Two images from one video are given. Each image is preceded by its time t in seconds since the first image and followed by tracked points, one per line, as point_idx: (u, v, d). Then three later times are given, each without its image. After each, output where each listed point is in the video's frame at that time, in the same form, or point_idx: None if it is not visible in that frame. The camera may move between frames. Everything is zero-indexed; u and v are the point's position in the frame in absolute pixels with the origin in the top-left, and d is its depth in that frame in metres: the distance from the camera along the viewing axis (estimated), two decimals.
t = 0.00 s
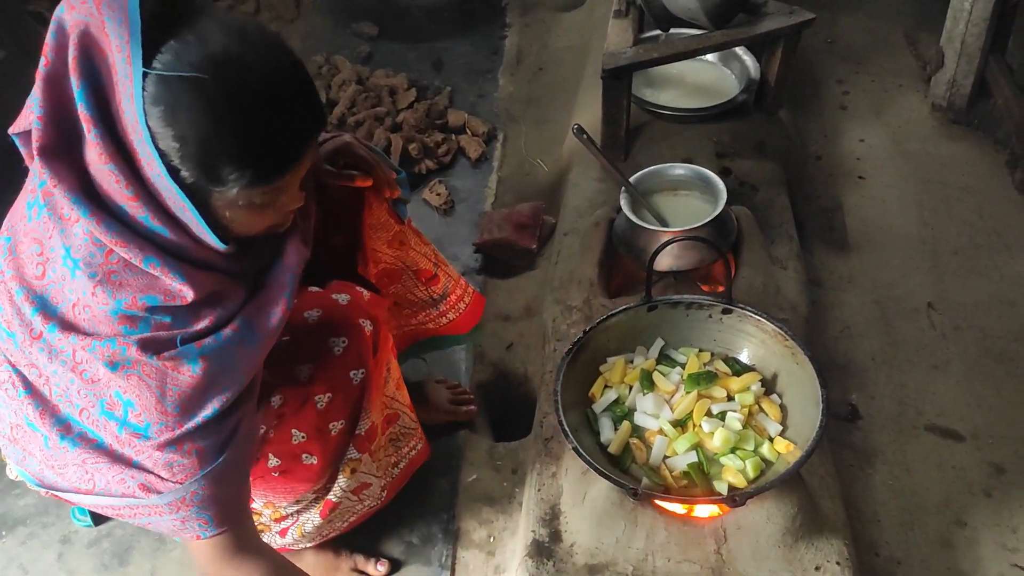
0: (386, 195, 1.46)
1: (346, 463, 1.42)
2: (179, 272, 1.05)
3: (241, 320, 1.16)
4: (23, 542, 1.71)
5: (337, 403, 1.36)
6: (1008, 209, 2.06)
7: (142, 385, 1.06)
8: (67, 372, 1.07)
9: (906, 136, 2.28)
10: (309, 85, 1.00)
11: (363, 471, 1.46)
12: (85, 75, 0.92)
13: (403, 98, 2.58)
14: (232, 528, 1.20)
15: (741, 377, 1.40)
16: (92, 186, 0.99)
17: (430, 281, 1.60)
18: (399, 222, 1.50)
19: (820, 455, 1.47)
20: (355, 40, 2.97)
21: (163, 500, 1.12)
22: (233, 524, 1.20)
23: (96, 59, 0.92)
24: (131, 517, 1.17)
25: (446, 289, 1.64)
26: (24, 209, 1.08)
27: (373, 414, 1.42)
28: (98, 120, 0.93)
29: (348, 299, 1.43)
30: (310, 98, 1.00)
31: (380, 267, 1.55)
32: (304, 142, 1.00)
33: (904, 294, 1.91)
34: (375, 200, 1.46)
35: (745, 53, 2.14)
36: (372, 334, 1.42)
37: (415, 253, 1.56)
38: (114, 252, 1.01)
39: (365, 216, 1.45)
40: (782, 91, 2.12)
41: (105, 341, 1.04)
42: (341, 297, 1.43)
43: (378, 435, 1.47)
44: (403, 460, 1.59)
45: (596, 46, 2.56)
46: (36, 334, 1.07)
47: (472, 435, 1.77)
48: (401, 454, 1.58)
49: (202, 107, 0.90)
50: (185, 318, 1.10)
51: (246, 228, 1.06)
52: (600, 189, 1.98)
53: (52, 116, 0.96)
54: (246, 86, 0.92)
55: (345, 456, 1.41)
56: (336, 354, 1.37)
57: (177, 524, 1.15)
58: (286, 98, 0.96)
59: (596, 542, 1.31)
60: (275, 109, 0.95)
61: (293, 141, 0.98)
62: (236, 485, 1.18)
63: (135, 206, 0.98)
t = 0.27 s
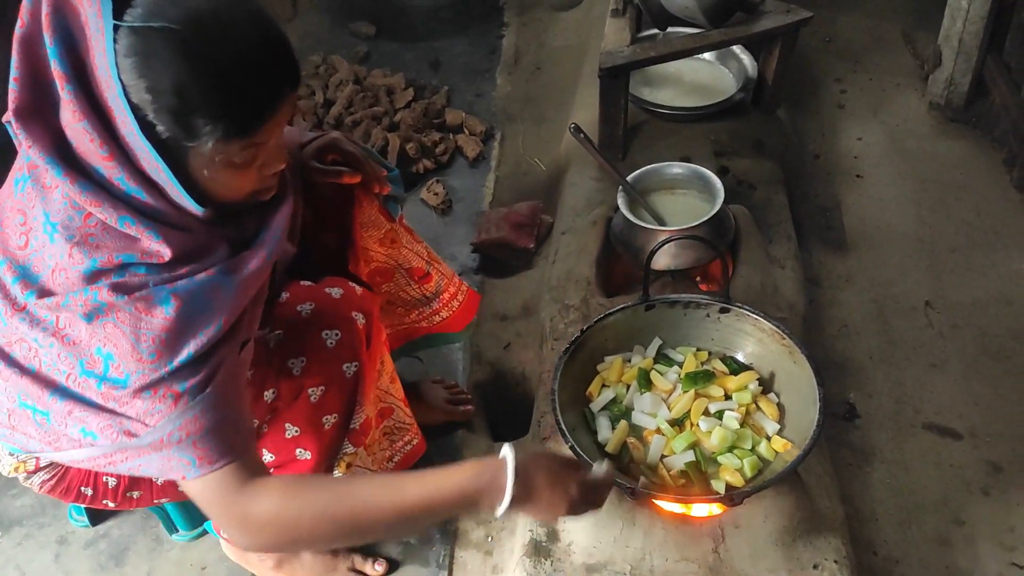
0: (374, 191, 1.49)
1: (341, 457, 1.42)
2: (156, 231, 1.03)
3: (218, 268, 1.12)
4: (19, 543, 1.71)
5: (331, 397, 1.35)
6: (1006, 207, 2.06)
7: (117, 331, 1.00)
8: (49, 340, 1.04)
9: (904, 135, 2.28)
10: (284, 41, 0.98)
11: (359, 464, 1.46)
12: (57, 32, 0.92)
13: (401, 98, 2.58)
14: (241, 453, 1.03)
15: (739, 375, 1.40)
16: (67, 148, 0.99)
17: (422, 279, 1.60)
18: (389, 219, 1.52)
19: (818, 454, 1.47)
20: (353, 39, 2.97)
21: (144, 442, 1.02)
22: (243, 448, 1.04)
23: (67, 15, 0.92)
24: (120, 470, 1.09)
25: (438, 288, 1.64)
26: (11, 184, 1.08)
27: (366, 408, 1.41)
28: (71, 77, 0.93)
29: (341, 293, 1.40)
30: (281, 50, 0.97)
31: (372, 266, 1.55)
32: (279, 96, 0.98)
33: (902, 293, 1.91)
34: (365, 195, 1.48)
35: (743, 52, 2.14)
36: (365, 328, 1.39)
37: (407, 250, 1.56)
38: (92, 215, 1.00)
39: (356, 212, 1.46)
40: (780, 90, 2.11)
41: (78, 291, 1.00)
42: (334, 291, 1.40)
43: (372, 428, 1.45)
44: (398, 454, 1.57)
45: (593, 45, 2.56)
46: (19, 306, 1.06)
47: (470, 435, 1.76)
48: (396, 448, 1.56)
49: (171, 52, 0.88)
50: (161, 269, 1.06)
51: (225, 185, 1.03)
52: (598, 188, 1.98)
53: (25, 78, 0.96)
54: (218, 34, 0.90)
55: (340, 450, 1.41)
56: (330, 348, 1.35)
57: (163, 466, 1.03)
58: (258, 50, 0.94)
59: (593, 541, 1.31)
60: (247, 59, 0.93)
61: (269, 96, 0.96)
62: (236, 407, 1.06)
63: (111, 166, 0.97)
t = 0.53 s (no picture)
0: (369, 187, 1.48)
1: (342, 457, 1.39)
2: (163, 200, 1.03)
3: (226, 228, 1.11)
4: (20, 543, 1.71)
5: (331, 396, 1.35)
6: (1006, 206, 2.06)
7: (134, 296, 1.01)
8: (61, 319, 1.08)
9: (904, 134, 2.28)
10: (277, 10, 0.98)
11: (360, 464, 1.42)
12: (54, 7, 0.94)
13: (401, 97, 2.58)
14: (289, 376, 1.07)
15: (739, 375, 1.40)
16: (69, 125, 1.01)
17: (420, 278, 1.60)
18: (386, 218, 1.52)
19: (818, 453, 1.47)
20: (353, 39, 2.97)
21: (171, 395, 1.09)
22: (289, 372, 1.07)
23: None
24: (148, 425, 1.17)
25: (437, 287, 1.64)
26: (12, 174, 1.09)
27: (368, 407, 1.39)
28: (68, 50, 0.94)
29: (342, 291, 1.39)
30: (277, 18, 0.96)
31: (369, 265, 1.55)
32: (277, 64, 0.97)
33: (902, 292, 1.91)
34: (362, 193, 1.47)
35: (742, 52, 2.14)
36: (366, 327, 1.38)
37: (405, 249, 1.56)
38: (97, 190, 1.01)
39: (354, 210, 1.46)
40: (779, 89, 2.11)
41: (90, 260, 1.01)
42: (335, 289, 1.39)
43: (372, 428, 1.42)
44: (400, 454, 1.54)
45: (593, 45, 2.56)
46: (26, 289, 1.09)
47: (470, 434, 1.76)
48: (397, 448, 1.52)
49: (167, 19, 0.88)
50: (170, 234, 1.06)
51: (228, 157, 1.03)
52: (598, 188, 1.98)
53: (25, 57, 0.97)
54: None
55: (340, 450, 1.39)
56: (330, 346, 1.34)
57: (194, 413, 1.11)
58: (253, 16, 0.93)
59: (593, 540, 1.31)
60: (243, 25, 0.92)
61: (266, 62, 0.95)
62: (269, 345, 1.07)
63: (113, 138, 0.99)
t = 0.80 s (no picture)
0: (371, 183, 1.50)
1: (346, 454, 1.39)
2: (179, 213, 1.02)
3: (243, 241, 1.11)
4: (20, 542, 1.71)
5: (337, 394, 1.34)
6: (1006, 205, 2.06)
7: (153, 310, 1.02)
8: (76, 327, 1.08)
9: (904, 133, 2.28)
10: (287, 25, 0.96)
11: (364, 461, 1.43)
12: (65, 20, 0.91)
13: (400, 96, 2.58)
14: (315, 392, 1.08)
15: (739, 374, 1.40)
16: (82, 138, 0.98)
17: (421, 274, 1.60)
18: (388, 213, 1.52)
19: (819, 452, 1.47)
20: (353, 38, 2.97)
21: (188, 412, 1.09)
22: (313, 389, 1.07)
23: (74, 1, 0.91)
24: (162, 441, 1.17)
25: (437, 283, 1.63)
26: (19, 181, 1.08)
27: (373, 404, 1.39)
28: (82, 66, 0.92)
29: (346, 289, 1.39)
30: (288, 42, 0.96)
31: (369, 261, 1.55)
32: (286, 86, 0.96)
33: (903, 291, 1.91)
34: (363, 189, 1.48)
35: (743, 50, 2.14)
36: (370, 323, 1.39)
37: (406, 246, 1.56)
38: (111, 204, 0.99)
39: (354, 205, 1.46)
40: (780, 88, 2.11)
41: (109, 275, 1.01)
42: (339, 287, 1.39)
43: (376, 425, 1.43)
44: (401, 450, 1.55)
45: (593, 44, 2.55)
46: (37, 299, 1.09)
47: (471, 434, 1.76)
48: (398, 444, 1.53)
49: (178, 41, 0.86)
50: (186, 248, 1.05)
51: (236, 173, 1.02)
52: (597, 187, 1.98)
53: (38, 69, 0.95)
54: (222, 19, 0.88)
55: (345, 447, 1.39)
56: (335, 343, 1.35)
57: (210, 430, 1.10)
58: (264, 36, 0.92)
59: (593, 540, 1.31)
60: (253, 45, 0.91)
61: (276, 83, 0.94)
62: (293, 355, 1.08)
63: (127, 154, 0.97)
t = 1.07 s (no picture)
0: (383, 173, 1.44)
1: (352, 460, 1.43)
2: (203, 259, 1.05)
3: (260, 308, 1.17)
4: (21, 542, 1.70)
5: (346, 402, 1.37)
6: (1009, 203, 2.06)
7: (163, 372, 1.06)
8: (80, 362, 1.08)
9: (907, 131, 2.28)
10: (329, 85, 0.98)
11: (369, 467, 1.47)
12: (113, 55, 0.93)
13: (402, 94, 2.57)
14: (277, 494, 1.17)
15: (742, 373, 1.39)
16: (116, 169, 1.00)
17: (427, 268, 1.61)
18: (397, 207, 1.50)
19: (823, 452, 1.46)
20: (353, 36, 2.96)
21: (181, 484, 1.14)
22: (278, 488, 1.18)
23: (123, 38, 0.93)
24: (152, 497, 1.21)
25: (442, 277, 1.64)
26: (40, 198, 1.07)
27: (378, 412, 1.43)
28: (123, 102, 0.94)
29: (358, 296, 1.42)
30: (329, 108, 0.98)
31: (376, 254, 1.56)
32: (319, 150, 0.99)
33: (906, 290, 1.91)
34: (373, 178, 1.44)
35: (745, 48, 2.13)
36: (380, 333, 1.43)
37: (414, 241, 1.57)
38: (136, 239, 1.01)
39: (364, 194, 1.45)
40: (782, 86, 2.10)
41: (127, 328, 1.04)
42: (351, 293, 1.41)
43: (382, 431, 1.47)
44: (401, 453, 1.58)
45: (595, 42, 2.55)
46: (49, 324, 1.09)
47: (473, 433, 1.76)
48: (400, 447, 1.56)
49: (219, 100, 0.88)
50: (205, 304, 1.10)
51: (258, 217, 1.05)
52: (599, 185, 1.97)
53: (82, 96, 0.97)
54: (266, 81, 0.89)
55: (351, 453, 1.42)
56: (346, 351, 1.38)
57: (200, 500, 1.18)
58: (305, 100, 0.93)
59: (596, 539, 1.31)
60: (293, 110, 0.92)
61: (308, 148, 0.96)
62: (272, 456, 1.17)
63: (157, 190, 0.99)
